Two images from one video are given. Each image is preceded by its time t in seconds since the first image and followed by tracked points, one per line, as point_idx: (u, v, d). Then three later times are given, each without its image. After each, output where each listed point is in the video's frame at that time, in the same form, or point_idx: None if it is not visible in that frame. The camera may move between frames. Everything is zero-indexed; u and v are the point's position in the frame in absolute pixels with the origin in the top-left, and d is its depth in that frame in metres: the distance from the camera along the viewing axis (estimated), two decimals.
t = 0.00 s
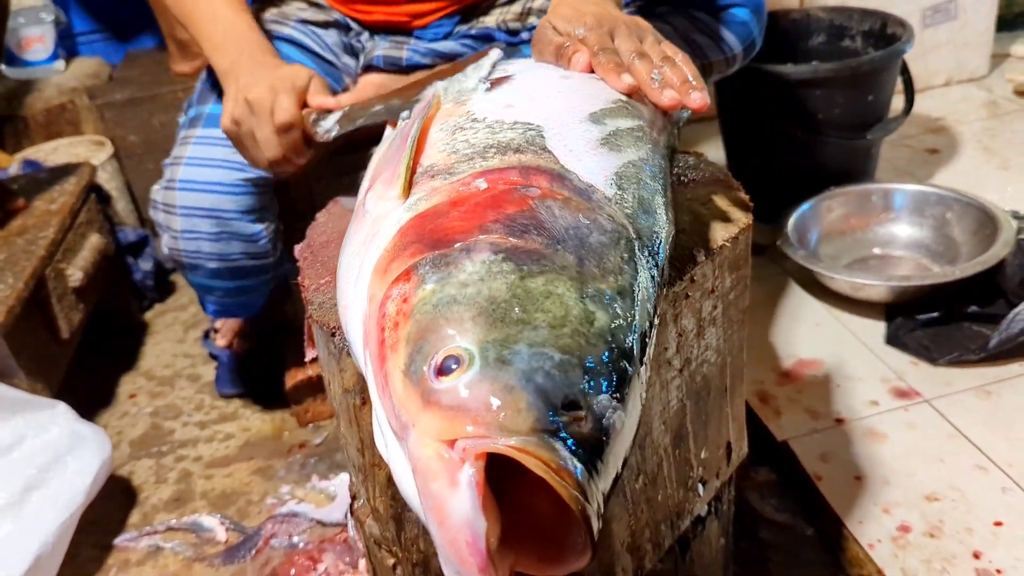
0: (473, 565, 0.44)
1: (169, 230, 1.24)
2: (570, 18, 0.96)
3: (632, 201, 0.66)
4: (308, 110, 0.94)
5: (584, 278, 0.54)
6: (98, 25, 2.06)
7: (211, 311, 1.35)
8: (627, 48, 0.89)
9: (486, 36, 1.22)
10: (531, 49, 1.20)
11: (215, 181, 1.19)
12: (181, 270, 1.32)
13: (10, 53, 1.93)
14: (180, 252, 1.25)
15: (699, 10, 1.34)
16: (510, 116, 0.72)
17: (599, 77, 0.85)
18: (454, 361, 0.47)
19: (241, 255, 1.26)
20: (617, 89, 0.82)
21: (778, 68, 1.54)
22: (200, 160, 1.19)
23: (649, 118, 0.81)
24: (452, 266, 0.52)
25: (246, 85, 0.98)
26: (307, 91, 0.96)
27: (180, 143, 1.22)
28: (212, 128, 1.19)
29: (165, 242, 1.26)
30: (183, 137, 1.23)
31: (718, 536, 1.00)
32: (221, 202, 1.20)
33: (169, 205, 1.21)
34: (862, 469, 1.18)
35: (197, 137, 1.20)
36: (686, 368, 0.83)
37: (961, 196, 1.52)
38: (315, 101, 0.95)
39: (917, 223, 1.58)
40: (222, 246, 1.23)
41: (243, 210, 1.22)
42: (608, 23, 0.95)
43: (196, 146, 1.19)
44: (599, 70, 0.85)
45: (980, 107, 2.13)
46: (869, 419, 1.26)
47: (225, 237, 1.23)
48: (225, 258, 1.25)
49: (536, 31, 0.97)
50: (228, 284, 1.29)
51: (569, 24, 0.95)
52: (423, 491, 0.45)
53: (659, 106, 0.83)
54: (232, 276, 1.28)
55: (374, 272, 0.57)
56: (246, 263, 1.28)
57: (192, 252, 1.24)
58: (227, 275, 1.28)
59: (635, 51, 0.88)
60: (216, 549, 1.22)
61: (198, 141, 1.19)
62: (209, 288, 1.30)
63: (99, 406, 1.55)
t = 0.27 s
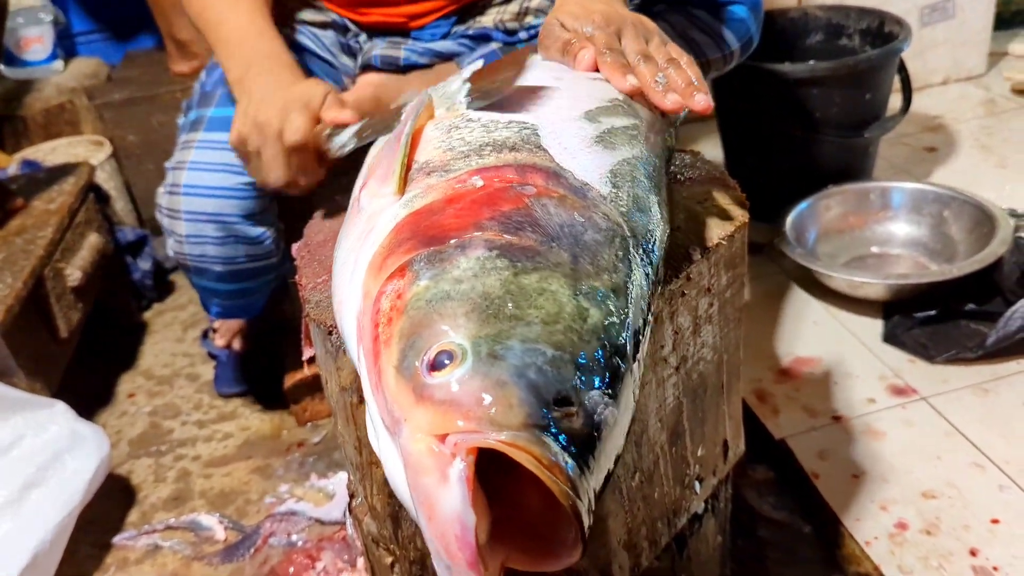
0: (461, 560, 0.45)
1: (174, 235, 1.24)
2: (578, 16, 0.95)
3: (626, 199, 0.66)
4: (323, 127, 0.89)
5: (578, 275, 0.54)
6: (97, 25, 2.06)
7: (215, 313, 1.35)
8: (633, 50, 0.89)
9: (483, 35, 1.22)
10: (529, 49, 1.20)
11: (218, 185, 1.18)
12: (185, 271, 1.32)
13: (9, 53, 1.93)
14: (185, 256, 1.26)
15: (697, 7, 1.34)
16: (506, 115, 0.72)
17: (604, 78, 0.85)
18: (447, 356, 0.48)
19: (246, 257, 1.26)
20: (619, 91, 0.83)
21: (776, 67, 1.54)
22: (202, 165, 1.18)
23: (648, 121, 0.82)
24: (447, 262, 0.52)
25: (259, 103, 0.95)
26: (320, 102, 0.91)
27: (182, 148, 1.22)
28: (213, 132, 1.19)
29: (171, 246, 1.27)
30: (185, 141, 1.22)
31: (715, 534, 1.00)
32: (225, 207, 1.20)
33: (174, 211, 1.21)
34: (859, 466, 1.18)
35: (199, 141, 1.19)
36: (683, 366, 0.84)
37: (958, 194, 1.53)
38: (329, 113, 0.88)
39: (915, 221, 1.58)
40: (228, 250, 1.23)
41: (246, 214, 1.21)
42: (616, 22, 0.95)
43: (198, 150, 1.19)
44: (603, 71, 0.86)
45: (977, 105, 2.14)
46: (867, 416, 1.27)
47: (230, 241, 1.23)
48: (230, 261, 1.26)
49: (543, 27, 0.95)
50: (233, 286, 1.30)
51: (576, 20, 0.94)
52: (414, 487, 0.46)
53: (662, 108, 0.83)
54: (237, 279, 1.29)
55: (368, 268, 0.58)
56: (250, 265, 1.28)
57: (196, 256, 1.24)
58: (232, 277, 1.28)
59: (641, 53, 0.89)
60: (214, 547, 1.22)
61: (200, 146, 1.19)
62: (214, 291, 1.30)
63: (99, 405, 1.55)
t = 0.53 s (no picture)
0: (463, 556, 0.45)
1: (166, 231, 1.24)
2: (572, 17, 0.97)
3: (626, 200, 0.66)
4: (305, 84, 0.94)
5: (578, 275, 0.54)
6: (95, 26, 2.06)
7: (209, 310, 1.36)
8: (631, 51, 0.90)
9: (479, 34, 1.22)
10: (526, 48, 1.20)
11: (211, 182, 1.19)
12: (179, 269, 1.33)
13: (8, 53, 1.94)
14: (177, 253, 1.26)
15: (692, 8, 1.34)
16: (501, 114, 0.73)
17: (602, 79, 0.86)
18: (448, 355, 0.48)
19: (238, 255, 1.27)
20: (619, 91, 0.83)
21: (773, 66, 1.55)
22: (196, 161, 1.19)
23: (647, 121, 0.82)
24: (448, 261, 0.52)
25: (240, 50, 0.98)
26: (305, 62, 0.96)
27: (177, 144, 1.22)
28: (208, 129, 1.20)
29: (164, 243, 1.26)
30: (180, 138, 1.23)
31: (710, 532, 1.01)
32: (218, 203, 1.20)
33: (166, 206, 1.21)
34: (855, 464, 1.19)
35: (193, 138, 1.20)
36: (677, 365, 0.84)
37: (954, 193, 1.53)
38: (314, 74, 0.95)
39: (911, 221, 1.59)
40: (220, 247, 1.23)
41: (240, 211, 1.22)
42: (610, 23, 0.95)
43: (192, 147, 1.20)
44: (601, 72, 0.86)
45: (974, 105, 2.14)
46: (863, 414, 1.27)
47: (223, 238, 1.23)
48: (222, 258, 1.26)
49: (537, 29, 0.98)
50: (226, 283, 1.30)
51: (572, 23, 0.95)
52: (416, 484, 0.46)
53: (661, 112, 0.84)
54: (230, 276, 1.29)
55: (369, 267, 0.58)
56: (243, 263, 1.28)
57: (189, 252, 1.24)
58: (225, 275, 1.29)
59: (637, 54, 0.89)
60: (212, 546, 1.22)
61: (194, 143, 1.20)
62: (207, 288, 1.31)
63: (97, 404, 1.55)
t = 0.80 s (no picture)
0: (463, 547, 0.45)
1: (167, 234, 1.25)
2: (577, 14, 0.97)
3: (625, 197, 0.67)
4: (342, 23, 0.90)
5: (578, 271, 0.55)
6: (95, 25, 2.07)
7: (211, 311, 1.36)
8: (634, 50, 0.90)
9: (479, 34, 1.22)
10: (526, 48, 1.20)
11: (211, 184, 1.20)
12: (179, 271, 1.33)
13: (8, 52, 1.94)
14: (179, 255, 1.26)
15: (693, 6, 1.34)
16: (496, 110, 0.73)
17: (605, 75, 0.85)
18: (448, 349, 0.48)
19: (239, 256, 1.27)
20: (622, 90, 0.83)
21: (772, 65, 1.55)
22: (194, 164, 1.19)
23: (648, 121, 0.82)
24: (448, 256, 0.52)
25: None
26: None
27: (174, 147, 1.22)
28: (204, 131, 1.20)
29: (165, 245, 1.27)
30: (176, 141, 1.23)
31: (709, 528, 1.01)
32: (218, 206, 1.21)
33: (166, 210, 1.22)
34: (853, 462, 1.19)
35: (190, 141, 1.21)
36: (676, 361, 0.84)
37: (954, 192, 1.53)
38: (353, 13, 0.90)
39: (910, 219, 1.59)
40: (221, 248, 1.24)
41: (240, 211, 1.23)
42: (614, 22, 0.95)
43: (189, 150, 1.20)
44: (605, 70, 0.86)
45: (974, 103, 2.14)
46: (861, 412, 1.27)
47: (224, 239, 1.24)
48: (223, 259, 1.26)
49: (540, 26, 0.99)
50: (227, 284, 1.31)
51: (576, 20, 0.96)
52: (416, 477, 0.46)
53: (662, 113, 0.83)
54: (230, 277, 1.29)
55: (369, 262, 0.58)
56: (244, 263, 1.29)
57: (190, 255, 1.25)
58: (226, 276, 1.29)
59: (642, 54, 0.89)
60: (213, 543, 1.22)
61: (191, 145, 1.20)
62: (208, 290, 1.31)
63: (98, 402, 1.56)
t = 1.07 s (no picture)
0: (464, 542, 0.44)
1: (179, 237, 1.25)
2: (577, 14, 0.97)
3: (624, 195, 0.67)
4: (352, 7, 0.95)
5: (576, 268, 0.55)
6: (95, 25, 2.07)
7: (220, 313, 1.36)
8: (633, 49, 0.90)
9: (479, 32, 1.23)
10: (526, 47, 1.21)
11: (224, 187, 1.20)
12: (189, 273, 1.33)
13: (8, 52, 1.94)
14: (191, 258, 1.26)
15: (693, 6, 1.34)
16: (489, 109, 0.73)
17: (606, 74, 0.87)
18: (448, 345, 0.48)
19: (251, 259, 1.27)
20: (622, 88, 0.84)
21: (772, 65, 1.56)
22: (207, 167, 1.19)
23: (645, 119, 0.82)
24: (448, 254, 0.53)
25: None
26: None
27: (184, 148, 1.22)
28: (215, 132, 1.20)
29: (176, 248, 1.27)
30: (186, 142, 1.22)
31: (709, 527, 1.01)
32: (231, 208, 1.21)
33: (179, 213, 1.22)
34: (852, 461, 1.19)
35: (200, 143, 1.20)
36: (676, 360, 0.84)
37: (953, 191, 1.54)
38: None
39: (910, 219, 1.59)
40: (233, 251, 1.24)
41: (252, 214, 1.24)
42: (614, 20, 0.96)
43: (200, 152, 1.20)
44: (605, 68, 0.88)
45: (973, 103, 2.15)
46: (860, 411, 1.28)
47: (235, 242, 1.24)
48: (235, 262, 1.26)
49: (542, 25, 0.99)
50: (238, 286, 1.31)
51: (575, 19, 0.96)
52: (415, 473, 0.46)
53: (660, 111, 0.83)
54: (241, 279, 1.30)
55: (368, 260, 0.58)
56: (255, 266, 1.29)
57: (202, 258, 1.25)
58: (238, 278, 1.29)
59: (641, 52, 0.90)
60: (213, 542, 1.23)
61: (203, 147, 1.20)
62: (218, 292, 1.31)
63: (98, 402, 1.56)
